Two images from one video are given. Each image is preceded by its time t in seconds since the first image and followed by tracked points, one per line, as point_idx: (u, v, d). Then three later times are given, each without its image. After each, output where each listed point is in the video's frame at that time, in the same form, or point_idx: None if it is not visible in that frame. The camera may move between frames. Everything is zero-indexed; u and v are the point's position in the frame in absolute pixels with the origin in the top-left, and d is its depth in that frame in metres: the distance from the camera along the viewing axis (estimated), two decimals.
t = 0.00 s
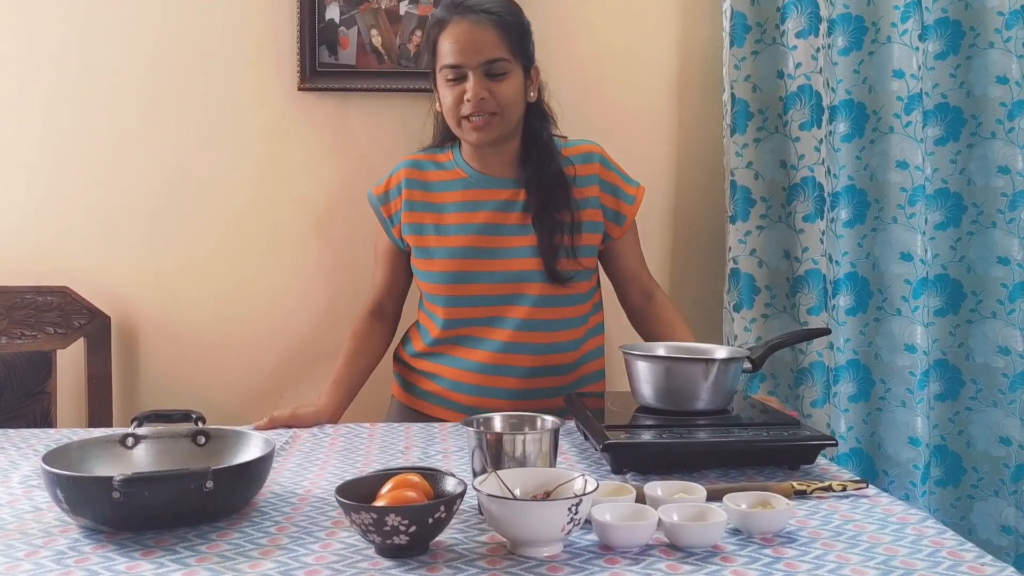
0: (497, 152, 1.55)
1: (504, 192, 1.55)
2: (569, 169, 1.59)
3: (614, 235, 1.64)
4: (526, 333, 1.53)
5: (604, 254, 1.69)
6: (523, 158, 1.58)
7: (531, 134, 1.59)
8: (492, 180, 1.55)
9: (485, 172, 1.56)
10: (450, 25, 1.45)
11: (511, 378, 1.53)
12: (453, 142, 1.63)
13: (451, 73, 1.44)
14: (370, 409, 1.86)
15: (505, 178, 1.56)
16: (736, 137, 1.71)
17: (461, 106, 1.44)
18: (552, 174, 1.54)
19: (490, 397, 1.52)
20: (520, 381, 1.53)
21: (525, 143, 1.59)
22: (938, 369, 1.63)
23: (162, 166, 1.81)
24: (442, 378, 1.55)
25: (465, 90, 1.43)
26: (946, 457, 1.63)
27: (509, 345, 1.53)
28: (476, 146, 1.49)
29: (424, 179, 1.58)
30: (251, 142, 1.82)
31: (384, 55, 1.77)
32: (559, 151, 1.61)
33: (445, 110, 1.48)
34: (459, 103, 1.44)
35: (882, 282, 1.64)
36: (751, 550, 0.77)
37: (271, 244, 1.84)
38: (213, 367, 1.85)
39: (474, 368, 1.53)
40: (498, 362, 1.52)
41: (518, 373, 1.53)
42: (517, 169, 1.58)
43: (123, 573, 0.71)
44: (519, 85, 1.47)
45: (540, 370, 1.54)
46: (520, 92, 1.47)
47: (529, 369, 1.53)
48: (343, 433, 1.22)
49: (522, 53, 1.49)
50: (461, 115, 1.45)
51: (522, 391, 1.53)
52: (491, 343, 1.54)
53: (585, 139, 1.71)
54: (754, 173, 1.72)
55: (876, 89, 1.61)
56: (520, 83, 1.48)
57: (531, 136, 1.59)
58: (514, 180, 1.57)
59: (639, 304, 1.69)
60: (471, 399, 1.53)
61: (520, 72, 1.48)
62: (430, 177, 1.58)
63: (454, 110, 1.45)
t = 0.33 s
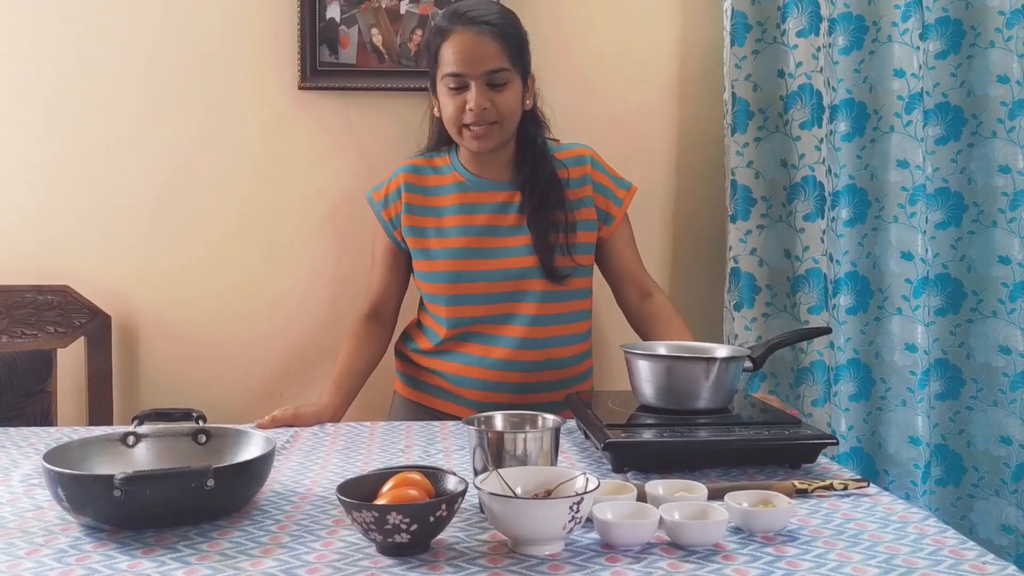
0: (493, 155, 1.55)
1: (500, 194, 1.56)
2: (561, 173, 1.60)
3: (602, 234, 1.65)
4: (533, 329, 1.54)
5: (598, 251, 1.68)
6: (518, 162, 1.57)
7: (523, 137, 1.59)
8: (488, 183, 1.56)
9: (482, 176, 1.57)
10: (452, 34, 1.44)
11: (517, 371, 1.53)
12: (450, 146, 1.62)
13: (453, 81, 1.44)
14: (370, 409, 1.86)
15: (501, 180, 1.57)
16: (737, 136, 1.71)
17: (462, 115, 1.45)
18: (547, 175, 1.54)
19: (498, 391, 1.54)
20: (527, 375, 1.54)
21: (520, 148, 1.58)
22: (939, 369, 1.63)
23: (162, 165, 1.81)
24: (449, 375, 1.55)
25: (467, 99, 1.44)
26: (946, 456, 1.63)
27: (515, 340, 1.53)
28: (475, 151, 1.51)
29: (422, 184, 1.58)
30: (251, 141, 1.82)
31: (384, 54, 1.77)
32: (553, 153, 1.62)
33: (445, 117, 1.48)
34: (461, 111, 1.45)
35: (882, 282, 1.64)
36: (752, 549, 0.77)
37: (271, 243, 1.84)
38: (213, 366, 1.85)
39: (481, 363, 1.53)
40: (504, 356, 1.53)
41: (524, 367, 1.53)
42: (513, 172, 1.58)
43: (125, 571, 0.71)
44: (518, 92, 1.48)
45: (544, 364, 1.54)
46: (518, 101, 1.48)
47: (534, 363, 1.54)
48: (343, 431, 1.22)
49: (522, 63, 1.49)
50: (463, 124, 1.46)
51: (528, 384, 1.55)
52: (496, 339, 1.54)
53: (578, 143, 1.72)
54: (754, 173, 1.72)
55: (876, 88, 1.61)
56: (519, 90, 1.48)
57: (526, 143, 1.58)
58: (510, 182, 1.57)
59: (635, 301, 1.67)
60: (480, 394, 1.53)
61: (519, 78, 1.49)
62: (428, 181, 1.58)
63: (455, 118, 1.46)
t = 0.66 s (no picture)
0: (495, 155, 1.56)
1: (501, 191, 1.56)
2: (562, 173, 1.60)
3: (603, 232, 1.65)
4: (529, 326, 1.54)
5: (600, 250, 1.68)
6: (519, 160, 1.58)
7: (526, 136, 1.58)
8: (490, 179, 1.56)
9: (482, 171, 1.57)
10: (461, 31, 1.44)
11: (516, 368, 1.54)
12: (453, 142, 1.62)
13: (459, 77, 1.44)
14: (369, 408, 1.86)
15: (503, 177, 1.57)
16: (736, 136, 1.71)
17: (467, 112, 1.44)
18: (549, 173, 1.55)
19: (498, 388, 1.54)
20: (527, 372, 1.54)
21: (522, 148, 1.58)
22: (936, 368, 1.63)
23: (161, 164, 1.81)
24: (449, 372, 1.55)
25: (472, 96, 1.43)
26: (944, 455, 1.63)
27: (512, 338, 1.53)
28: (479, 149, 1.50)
29: (424, 177, 1.59)
30: (251, 141, 1.82)
31: (384, 54, 1.76)
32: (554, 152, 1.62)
33: (450, 114, 1.48)
34: (466, 108, 1.44)
35: (882, 281, 1.64)
36: (751, 549, 0.77)
37: (272, 242, 1.84)
38: (212, 366, 1.85)
39: (480, 361, 1.54)
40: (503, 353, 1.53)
41: (523, 364, 1.54)
42: (514, 170, 1.58)
43: (124, 571, 0.71)
44: (523, 91, 1.48)
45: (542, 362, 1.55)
46: (523, 99, 1.48)
47: (533, 361, 1.54)
48: (343, 431, 1.22)
49: (528, 62, 1.50)
50: (468, 120, 1.45)
51: (527, 382, 1.55)
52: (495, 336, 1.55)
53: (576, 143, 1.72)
54: (754, 172, 1.72)
55: (875, 88, 1.62)
56: (524, 89, 1.48)
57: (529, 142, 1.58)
58: (510, 178, 1.57)
59: (637, 301, 1.67)
60: (481, 392, 1.54)
61: (525, 78, 1.49)
62: (430, 175, 1.59)
63: (460, 114, 1.45)
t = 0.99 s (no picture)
0: (494, 155, 1.56)
1: (500, 193, 1.56)
2: (565, 172, 1.59)
3: (606, 235, 1.65)
4: (528, 332, 1.54)
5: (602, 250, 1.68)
6: (520, 162, 1.57)
7: (528, 137, 1.58)
8: (489, 181, 1.55)
9: (482, 174, 1.57)
10: (461, 24, 1.44)
11: (515, 373, 1.54)
12: (452, 141, 1.62)
13: (458, 70, 1.43)
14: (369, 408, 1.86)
15: (502, 179, 1.56)
16: (736, 136, 1.71)
17: (466, 106, 1.43)
18: (550, 176, 1.54)
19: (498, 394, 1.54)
20: (527, 377, 1.54)
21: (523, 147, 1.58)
22: (934, 368, 1.63)
23: (161, 163, 1.81)
24: (448, 377, 1.56)
25: (471, 90, 1.42)
26: (942, 455, 1.64)
27: (511, 344, 1.53)
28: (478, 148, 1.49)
29: (423, 180, 1.58)
30: (251, 140, 1.82)
31: (383, 53, 1.77)
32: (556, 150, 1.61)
33: (450, 110, 1.47)
34: (465, 102, 1.43)
35: (880, 281, 1.64)
36: (751, 548, 0.77)
37: (271, 242, 1.84)
38: (211, 365, 1.85)
39: (477, 366, 1.54)
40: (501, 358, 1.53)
41: (522, 369, 1.54)
42: (515, 172, 1.57)
43: (124, 570, 0.71)
44: (523, 87, 1.47)
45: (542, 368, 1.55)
46: (522, 96, 1.47)
47: (534, 367, 1.54)
48: (342, 431, 1.22)
49: (529, 58, 1.50)
50: (467, 115, 1.44)
51: (528, 387, 1.55)
52: (494, 341, 1.55)
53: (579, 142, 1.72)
54: (754, 172, 1.72)
55: (875, 89, 1.61)
56: (525, 85, 1.48)
57: (531, 143, 1.58)
58: (510, 180, 1.57)
59: (638, 300, 1.67)
60: (480, 397, 1.54)
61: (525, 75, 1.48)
62: (428, 177, 1.58)
63: (459, 109, 1.44)
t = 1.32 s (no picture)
0: (505, 129, 1.53)
1: (509, 173, 1.53)
2: (575, 158, 1.58)
3: (614, 225, 1.63)
4: (531, 318, 1.53)
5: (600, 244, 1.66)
6: (531, 144, 1.57)
7: (542, 120, 1.58)
8: (498, 161, 1.53)
9: (492, 153, 1.54)
10: None
11: (506, 364, 1.51)
12: (460, 117, 1.59)
13: (471, 41, 1.43)
14: (368, 409, 1.86)
15: (511, 159, 1.54)
16: (736, 136, 1.71)
17: (477, 77, 1.43)
18: (562, 161, 1.53)
19: (498, 381, 1.51)
20: (518, 369, 1.52)
21: (536, 128, 1.58)
22: (934, 368, 1.63)
23: (161, 164, 1.81)
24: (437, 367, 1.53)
25: (483, 61, 1.42)
26: (942, 455, 1.63)
27: (516, 330, 1.52)
28: (488, 120, 1.47)
29: (429, 153, 1.55)
30: (251, 141, 1.82)
31: (384, 54, 1.77)
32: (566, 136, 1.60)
33: (460, 81, 1.46)
34: (476, 73, 1.43)
35: (880, 282, 1.65)
36: (751, 549, 0.77)
37: (272, 242, 1.84)
38: (211, 365, 1.85)
39: (467, 358, 1.51)
40: (493, 350, 1.51)
41: (514, 360, 1.51)
42: (526, 153, 1.57)
43: (125, 571, 0.71)
44: (539, 62, 1.46)
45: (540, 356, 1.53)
46: (538, 71, 1.46)
47: (531, 355, 1.52)
48: (343, 432, 1.22)
49: (545, 35, 1.49)
50: (477, 85, 1.43)
51: (521, 378, 1.52)
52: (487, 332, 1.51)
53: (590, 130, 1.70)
54: (754, 173, 1.72)
55: (875, 89, 1.62)
56: (541, 61, 1.47)
57: (543, 123, 1.58)
58: (519, 162, 1.55)
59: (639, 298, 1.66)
60: (467, 390, 1.50)
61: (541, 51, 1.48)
62: (435, 150, 1.55)
63: (469, 80, 1.44)
